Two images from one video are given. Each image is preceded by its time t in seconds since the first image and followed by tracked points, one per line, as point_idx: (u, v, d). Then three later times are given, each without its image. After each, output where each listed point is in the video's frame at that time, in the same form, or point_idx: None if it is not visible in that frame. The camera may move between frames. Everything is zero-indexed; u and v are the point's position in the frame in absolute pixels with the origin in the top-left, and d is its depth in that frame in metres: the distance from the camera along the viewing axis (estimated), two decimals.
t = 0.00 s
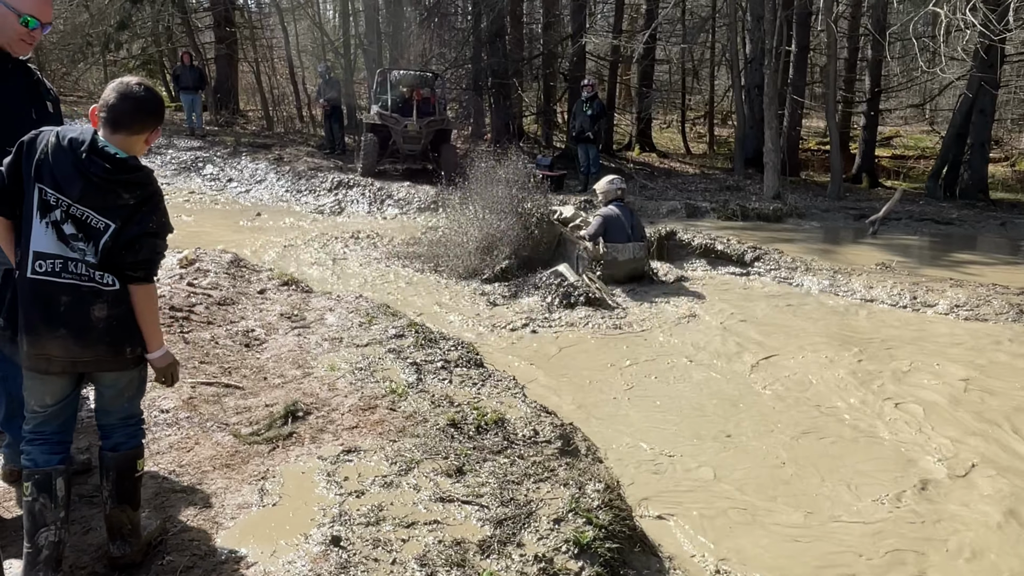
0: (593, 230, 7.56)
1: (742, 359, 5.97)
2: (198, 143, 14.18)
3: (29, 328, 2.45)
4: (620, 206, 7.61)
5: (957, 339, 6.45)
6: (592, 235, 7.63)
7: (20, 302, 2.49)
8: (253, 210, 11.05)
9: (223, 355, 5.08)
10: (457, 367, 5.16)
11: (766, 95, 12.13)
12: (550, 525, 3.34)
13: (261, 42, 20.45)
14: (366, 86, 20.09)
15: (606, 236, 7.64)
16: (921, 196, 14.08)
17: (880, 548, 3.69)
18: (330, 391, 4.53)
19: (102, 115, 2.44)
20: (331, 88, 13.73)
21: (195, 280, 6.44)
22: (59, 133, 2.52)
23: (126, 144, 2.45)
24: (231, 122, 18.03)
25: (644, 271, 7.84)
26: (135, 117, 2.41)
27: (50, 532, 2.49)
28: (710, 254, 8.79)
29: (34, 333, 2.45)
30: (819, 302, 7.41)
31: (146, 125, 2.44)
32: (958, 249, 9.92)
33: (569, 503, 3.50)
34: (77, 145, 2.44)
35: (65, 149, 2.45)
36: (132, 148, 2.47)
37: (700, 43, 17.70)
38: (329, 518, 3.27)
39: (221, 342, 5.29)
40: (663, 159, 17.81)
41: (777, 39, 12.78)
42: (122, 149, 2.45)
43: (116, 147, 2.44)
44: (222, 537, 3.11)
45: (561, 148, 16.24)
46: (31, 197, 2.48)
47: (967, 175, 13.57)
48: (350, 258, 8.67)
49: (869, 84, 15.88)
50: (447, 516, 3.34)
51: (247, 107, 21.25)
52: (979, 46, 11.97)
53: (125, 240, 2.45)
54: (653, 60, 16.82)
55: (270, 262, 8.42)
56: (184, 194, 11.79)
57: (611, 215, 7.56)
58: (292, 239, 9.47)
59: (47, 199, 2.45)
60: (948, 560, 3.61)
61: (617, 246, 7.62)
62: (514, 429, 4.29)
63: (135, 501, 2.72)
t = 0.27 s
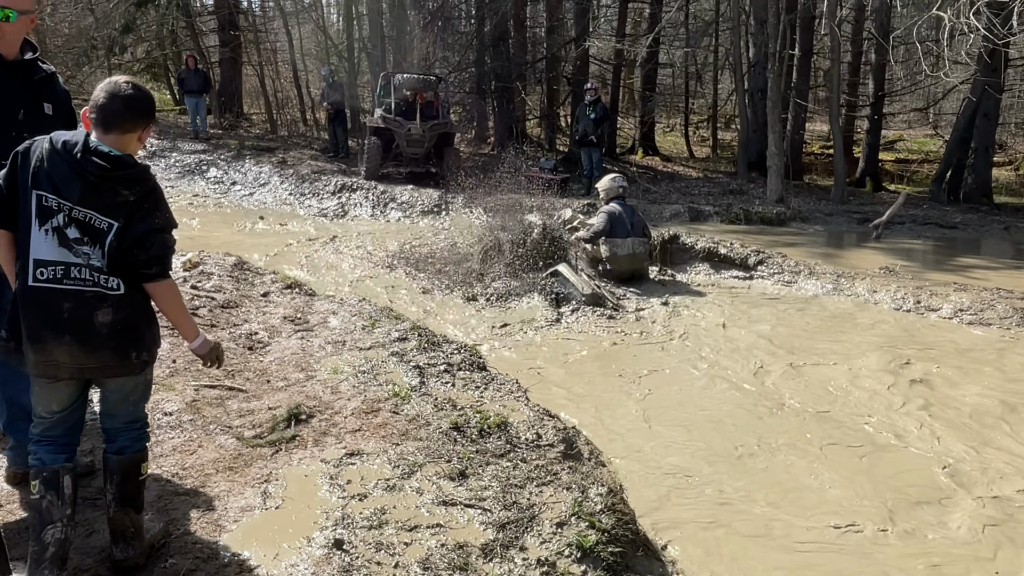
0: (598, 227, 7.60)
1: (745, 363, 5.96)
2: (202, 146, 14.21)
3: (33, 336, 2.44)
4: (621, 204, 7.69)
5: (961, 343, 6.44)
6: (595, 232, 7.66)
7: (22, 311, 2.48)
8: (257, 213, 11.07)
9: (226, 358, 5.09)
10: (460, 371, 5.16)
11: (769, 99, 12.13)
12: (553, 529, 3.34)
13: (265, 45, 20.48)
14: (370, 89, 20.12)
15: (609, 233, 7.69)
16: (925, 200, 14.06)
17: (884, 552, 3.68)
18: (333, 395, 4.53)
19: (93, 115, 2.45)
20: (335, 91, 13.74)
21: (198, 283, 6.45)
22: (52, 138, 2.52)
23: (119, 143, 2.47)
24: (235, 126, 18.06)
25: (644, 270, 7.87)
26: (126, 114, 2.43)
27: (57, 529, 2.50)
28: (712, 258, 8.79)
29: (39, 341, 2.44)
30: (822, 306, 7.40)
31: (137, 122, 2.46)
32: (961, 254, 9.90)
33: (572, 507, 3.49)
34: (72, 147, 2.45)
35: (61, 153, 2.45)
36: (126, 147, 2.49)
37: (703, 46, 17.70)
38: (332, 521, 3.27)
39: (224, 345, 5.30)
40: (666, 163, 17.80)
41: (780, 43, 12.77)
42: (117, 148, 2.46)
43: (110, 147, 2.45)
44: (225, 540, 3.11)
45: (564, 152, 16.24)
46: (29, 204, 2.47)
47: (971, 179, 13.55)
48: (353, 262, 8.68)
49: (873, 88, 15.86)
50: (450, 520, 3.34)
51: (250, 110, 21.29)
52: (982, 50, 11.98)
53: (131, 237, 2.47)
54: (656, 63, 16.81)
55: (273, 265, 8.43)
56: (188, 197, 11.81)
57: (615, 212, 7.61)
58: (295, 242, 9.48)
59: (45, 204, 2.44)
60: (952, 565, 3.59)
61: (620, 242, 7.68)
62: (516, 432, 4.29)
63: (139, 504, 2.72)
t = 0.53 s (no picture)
0: (598, 232, 7.56)
1: (749, 368, 5.95)
2: (206, 150, 14.24)
3: (40, 348, 2.44)
4: (618, 208, 7.69)
5: (964, 348, 6.43)
6: (595, 237, 7.58)
7: (28, 324, 2.48)
8: (260, 217, 11.08)
9: (229, 361, 5.10)
10: (463, 375, 5.16)
11: (772, 103, 12.13)
12: (556, 533, 3.33)
13: (269, 49, 20.54)
14: (373, 93, 20.16)
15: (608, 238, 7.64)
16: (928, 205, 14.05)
17: (887, 557, 3.67)
18: (336, 398, 4.53)
19: (78, 115, 2.42)
20: (338, 95, 13.77)
21: (202, 287, 6.46)
22: (44, 145, 2.50)
23: (108, 141, 2.44)
24: (238, 130, 18.10)
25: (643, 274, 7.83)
26: (107, 110, 2.38)
27: (63, 534, 2.52)
28: (715, 262, 8.78)
29: (45, 353, 2.45)
30: (826, 310, 7.39)
31: (122, 116, 2.42)
32: (965, 258, 9.88)
33: (574, 511, 3.49)
34: (64, 153, 2.43)
35: (53, 160, 2.44)
36: (115, 144, 2.46)
37: (705, 51, 17.73)
38: (335, 525, 3.27)
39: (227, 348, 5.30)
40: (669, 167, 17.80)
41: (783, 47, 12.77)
42: (107, 147, 2.44)
43: (101, 146, 2.43)
44: (227, 544, 3.10)
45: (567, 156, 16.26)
46: (27, 215, 2.45)
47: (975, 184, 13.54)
48: (356, 266, 8.69)
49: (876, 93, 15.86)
50: (453, 524, 3.34)
51: (254, 114, 21.34)
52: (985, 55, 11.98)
53: (136, 236, 2.49)
54: (659, 68, 16.83)
55: (276, 269, 8.44)
56: (191, 200, 11.83)
57: (612, 217, 7.63)
58: (298, 246, 9.49)
59: (45, 214, 2.43)
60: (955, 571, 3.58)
61: (620, 246, 7.64)
62: (519, 437, 4.29)
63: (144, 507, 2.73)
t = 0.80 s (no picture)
0: (593, 243, 7.44)
1: (751, 374, 5.95)
2: (209, 154, 14.28)
3: (48, 358, 2.45)
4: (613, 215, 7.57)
5: (967, 354, 6.42)
6: (591, 247, 7.47)
7: (35, 335, 2.48)
8: (264, 221, 11.10)
9: (233, 365, 5.11)
10: (466, 380, 5.16)
11: (775, 109, 12.14)
12: (558, 539, 3.33)
13: (272, 54, 20.60)
14: (376, 98, 20.20)
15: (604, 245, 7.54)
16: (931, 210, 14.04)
17: (891, 564, 3.66)
18: (339, 403, 4.54)
19: (75, 121, 2.42)
20: (342, 100, 13.81)
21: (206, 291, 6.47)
22: (45, 155, 2.50)
23: (108, 144, 2.45)
24: (242, 134, 18.15)
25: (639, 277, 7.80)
26: (104, 113, 2.39)
27: (66, 540, 2.52)
28: (719, 268, 8.77)
29: (53, 363, 2.45)
30: (829, 316, 7.39)
31: (119, 118, 2.43)
32: (968, 264, 9.87)
33: (577, 517, 3.49)
34: (67, 161, 2.44)
35: (56, 169, 2.44)
36: (116, 147, 2.47)
37: (708, 57, 17.75)
38: (338, 529, 3.28)
39: (230, 353, 5.31)
40: (672, 173, 17.81)
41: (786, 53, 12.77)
42: (107, 150, 2.45)
43: (102, 150, 2.44)
44: (230, 549, 3.11)
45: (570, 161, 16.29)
46: (33, 225, 2.45)
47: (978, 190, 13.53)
48: (359, 270, 8.70)
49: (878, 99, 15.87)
50: (455, 529, 3.34)
51: (258, 118, 21.39)
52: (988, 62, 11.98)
53: (147, 237, 2.51)
54: (662, 73, 16.85)
55: (279, 273, 8.46)
56: (195, 205, 11.86)
57: (609, 223, 7.49)
58: (301, 250, 9.50)
59: (52, 223, 2.43)
60: None
61: (616, 253, 7.56)
62: (522, 442, 4.28)
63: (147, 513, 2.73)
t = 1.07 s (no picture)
0: (590, 247, 7.52)
1: (753, 381, 5.94)
2: (213, 159, 14.32)
3: (58, 364, 2.44)
4: (612, 221, 7.69)
5: (970, 361, 6.41)
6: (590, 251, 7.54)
7: (45, 342, 2.46)
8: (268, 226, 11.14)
9: (235, 371, 5.11)
10: (468, 385, 5.16)
11: (778, 115, 12.15)
12: (561, 545, 3.32)
13: (276, 60, 20.67)
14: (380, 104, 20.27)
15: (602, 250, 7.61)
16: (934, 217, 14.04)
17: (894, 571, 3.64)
18: (342, 408, 4.54)
19: (84, 127, 2.44)
20: (345, 106, 13.85)
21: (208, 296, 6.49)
22: (53, 161, 2.49)
23: (117, 149, 2.47)
24: (246, 139, 18.22)
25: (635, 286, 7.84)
26: (113, 118, 2.41)
27: (72, 545, 2.53)
28: (721, 274, 8.76)
29: (63, 368, 2.44)
30: (832, 323, 7.38)
31: (128, 123, 2.44)
32: (972, 271, 9.86)
33: (579, 523, 3.48)
34: (79, 165, 2.44)
35: (67, 173, 2.44)
36: (124, 152, 2.49)
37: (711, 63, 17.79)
38: (339, 535, 3.27)
39: (233, 358, 5.32)
40: (675, 179, 17.82)
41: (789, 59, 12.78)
42: (117, 155, 2.47)
43: (112, 155, 2.46)
44: (233, 554, 3.11)
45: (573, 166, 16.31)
46: (44, 231, 2.43)
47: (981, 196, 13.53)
48: (362, 276, 8.71)
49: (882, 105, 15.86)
50: (457, 535, 3.33)
51: (262, 124, 21.46)
52: (991, 69, 11.99)
53: (162, 239, 2.53)
54: (665, 79, 16.88)
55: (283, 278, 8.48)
56: (198, 210, 11.89)
57: (605, 231, 7.58)
58: (304, 256, 9.52)
59: (64, 229, 2.42)
60: None
61: (614, 258, 7.63)
62: (524, 448, 4.29)
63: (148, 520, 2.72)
